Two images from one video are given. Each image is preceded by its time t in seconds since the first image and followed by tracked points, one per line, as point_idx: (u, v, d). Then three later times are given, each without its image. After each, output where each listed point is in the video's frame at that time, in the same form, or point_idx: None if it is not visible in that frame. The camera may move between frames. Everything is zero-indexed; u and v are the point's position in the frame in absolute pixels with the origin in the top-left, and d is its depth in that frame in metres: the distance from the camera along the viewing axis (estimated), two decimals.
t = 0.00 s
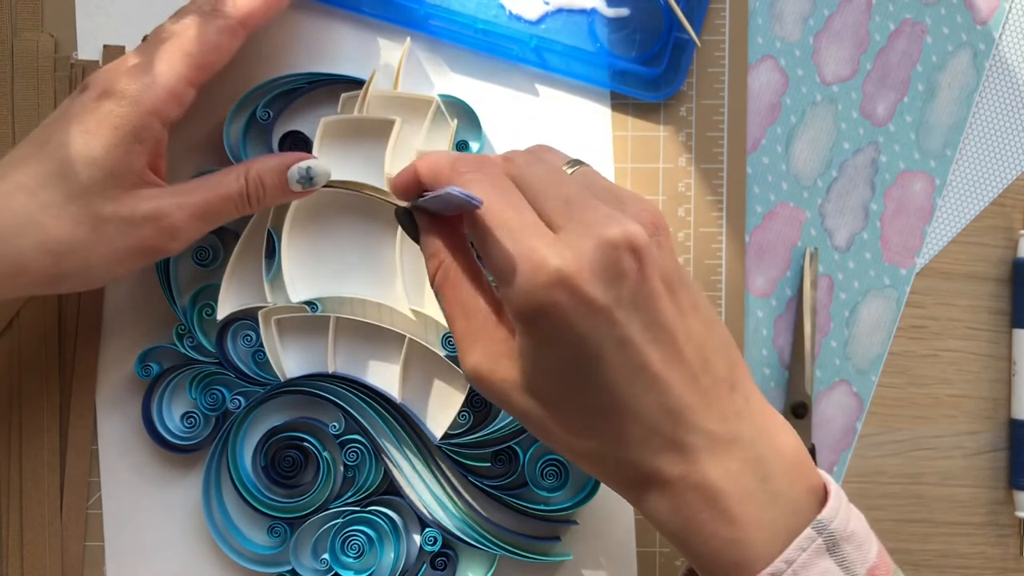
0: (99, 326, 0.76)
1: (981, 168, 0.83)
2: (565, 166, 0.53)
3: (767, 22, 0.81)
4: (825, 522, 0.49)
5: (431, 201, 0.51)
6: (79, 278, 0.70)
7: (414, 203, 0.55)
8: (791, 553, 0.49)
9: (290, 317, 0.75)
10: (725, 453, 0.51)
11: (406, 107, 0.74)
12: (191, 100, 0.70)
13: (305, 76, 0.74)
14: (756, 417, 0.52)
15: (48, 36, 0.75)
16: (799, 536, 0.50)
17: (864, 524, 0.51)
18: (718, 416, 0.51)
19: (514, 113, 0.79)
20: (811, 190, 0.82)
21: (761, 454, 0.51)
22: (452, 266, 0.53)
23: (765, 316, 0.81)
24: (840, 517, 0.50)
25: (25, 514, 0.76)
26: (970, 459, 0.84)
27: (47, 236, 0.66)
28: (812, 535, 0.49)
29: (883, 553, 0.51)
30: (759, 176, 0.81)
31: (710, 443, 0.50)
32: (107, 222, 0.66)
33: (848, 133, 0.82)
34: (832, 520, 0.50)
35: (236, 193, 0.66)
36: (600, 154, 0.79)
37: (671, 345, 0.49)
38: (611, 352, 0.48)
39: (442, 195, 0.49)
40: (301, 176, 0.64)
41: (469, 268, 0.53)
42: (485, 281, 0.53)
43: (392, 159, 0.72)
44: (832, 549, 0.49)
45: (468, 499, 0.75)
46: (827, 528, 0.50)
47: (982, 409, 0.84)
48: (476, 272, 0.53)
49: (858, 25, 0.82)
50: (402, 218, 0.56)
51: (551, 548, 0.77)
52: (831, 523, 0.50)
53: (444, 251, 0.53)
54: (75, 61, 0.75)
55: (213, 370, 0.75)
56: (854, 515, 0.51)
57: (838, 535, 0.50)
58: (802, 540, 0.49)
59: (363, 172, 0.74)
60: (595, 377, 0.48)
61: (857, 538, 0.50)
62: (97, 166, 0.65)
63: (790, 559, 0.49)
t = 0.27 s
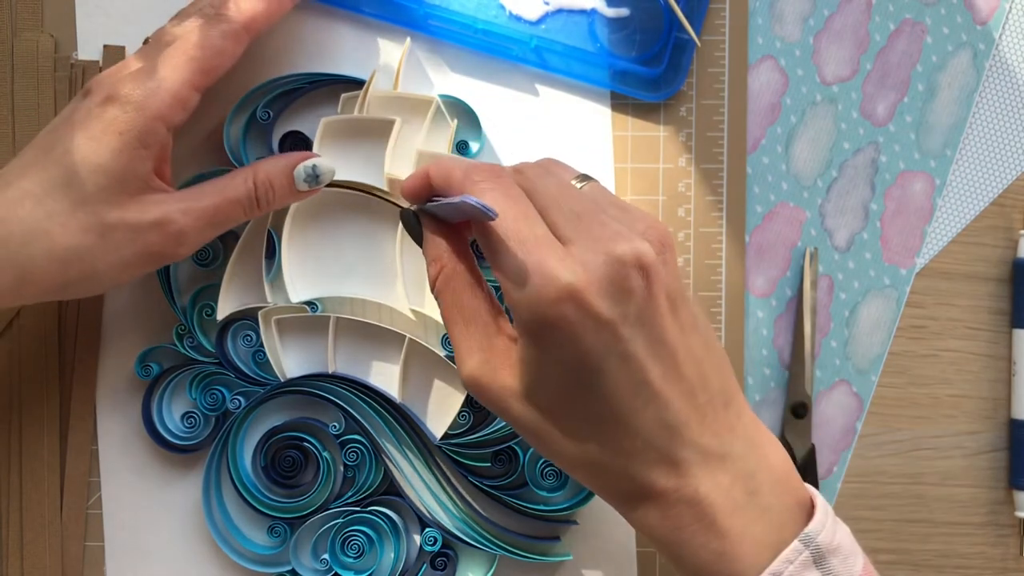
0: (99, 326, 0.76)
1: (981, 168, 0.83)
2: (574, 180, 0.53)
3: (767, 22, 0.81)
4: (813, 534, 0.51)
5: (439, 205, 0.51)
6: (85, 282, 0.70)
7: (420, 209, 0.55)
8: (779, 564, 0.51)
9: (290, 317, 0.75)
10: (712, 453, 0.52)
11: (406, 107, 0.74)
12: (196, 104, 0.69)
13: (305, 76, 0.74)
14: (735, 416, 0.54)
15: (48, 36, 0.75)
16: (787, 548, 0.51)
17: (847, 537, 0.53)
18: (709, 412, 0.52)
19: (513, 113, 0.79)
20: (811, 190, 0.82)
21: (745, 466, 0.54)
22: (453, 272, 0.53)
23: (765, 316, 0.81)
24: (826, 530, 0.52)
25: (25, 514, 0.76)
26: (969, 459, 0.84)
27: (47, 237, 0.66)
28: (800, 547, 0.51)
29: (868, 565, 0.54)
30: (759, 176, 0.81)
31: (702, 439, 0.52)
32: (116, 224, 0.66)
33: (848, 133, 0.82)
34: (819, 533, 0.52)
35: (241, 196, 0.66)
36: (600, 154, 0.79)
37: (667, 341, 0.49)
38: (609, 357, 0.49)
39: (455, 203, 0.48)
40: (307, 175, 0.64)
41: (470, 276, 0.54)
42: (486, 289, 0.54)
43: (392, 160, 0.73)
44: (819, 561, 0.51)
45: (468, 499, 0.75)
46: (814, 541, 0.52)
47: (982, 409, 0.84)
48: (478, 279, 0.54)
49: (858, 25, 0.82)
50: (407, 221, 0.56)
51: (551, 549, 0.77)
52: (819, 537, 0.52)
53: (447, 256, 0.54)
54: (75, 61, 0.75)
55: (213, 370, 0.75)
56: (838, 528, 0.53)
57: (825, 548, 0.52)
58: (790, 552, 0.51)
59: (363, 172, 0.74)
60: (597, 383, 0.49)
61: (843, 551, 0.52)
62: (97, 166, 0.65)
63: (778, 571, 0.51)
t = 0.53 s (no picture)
0: (98, 326, 0.76)
1: (981, 168, 0.83)
2: (573, 188, 0.55)
3: (767, 22, 0.81)
4: (809, 542, 0.50)
5: (442, 214, 0.51)
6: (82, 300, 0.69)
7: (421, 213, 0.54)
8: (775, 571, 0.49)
9: (290, 317, 0.74)
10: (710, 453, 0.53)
11: (407, 107, 0.74)
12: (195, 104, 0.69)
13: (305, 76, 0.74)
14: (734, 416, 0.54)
15: (48, 36, 0.75)
16: (784, 555, 0.50)
17: (845, 545, 0.52)
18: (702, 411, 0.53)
19: (514, 113, 0.79)
20: (811, 190, 0.82)
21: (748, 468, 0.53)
22: (456, 280, 0.54)
23: (765, 316, 0.81)
24: (822, 537, 0.51)
25: (25, 514, 0.76)
26: (970, 459, 0.84)
27: (44, 238, 0.65)
28: (797, 554, 0.50)
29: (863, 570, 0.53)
30: (759, 175, 0.81)
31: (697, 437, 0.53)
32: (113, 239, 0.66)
33: (848, 133, 0.82)
34: (816, 540, 0.51)
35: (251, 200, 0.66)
36: (600, 154, 0.79)
37: (666, 348, 0.51)
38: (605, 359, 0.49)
39: (457, 217, 0.50)
40: (307, 176, 0.64)
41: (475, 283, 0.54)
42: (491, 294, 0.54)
43: (392, 160, 0.73)
44: (815, 568, 0.50)
45: (468, 499, 0.75)
46: (811, 547, 0.51)
47: (983, 409, 0.84)
48: (481, 285, 0.54)
49: (858, 25, 0.82)
50: (409, 225, 0.55)
51: (551, 549, 0.77)
52: (815, 543, 0.51)
53: (453, 264, 0.54)
54: (75, 61, 0.75)
55: (213, 370, 0.75)
56: (836, 536, 0.52)
57: (821, 555, 0.51)
58: (787, 559, 0.50)
59: (363, 172, 0.74)
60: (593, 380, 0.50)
61: (840, 558, 0.51)
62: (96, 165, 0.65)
63: None
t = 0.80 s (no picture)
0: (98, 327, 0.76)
1: (980, 168, 0.83)
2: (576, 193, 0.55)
3: (767, 22, 0.81)
4: (807, 543, 0.50)
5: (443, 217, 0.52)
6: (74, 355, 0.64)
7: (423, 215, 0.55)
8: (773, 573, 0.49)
9: (290, 317, 0.74)
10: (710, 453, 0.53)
11: (407, 107, 0.74)
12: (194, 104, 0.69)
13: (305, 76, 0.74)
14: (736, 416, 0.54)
15: (48, 36, 0.75)
16: (782, 557, 0.50)
17: (843, 549, 0.51)
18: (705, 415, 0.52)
19: (514, 113, 0.79)
20: (811, 190, 0.82)
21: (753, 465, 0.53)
22: (457, 282, 0.54)
23: (765, 316, 0.81)
24: (820, 539, 0.51)
25: (25, 514, 0.76)
26: (970, 459, 0.84)
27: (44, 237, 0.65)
28: (794, 556, 0.50)
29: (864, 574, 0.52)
30: (759, 175, 0.81)
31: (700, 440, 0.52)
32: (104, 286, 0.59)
33: (848, 133, 0.82)
34: (814, 542, 0.50)
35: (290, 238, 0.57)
36: (600, 155, 0.79)
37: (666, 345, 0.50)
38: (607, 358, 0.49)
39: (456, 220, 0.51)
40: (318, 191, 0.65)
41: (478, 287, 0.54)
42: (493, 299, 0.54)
43: (391, 160, 0.72)
44: (814, 570, 0.50)
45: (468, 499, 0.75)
46: (809, 549, 0.50)
47: (982, 409, 0.84)
48: (483, 290, 0.54)
49: (858, 25, 0.82)
50: (410, 228, 0.56)
51: (551, 548, 0.77)
52: (814, 545, 0.50)
53: (452, 265, 0.54)
54: (75, 61, 0.76)
55: (213, 370, 0.74)
56: (834, 539, 0.51)
57: (819, 556, 0.50)
58: (785, 560, 0.49)
59: (362, 172, 0.74)
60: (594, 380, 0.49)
61: (837, 560, 0.50)
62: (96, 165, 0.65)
63: None
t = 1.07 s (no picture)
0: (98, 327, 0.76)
1: (980, 168, 0.83)
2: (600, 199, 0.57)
3: (767, 22, 0.81)
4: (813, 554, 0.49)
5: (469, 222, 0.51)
6: (82, 375, 0.64)
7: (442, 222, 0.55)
8: None
9: (291, 317, 0.74)
10: (708, 452, 0.53)
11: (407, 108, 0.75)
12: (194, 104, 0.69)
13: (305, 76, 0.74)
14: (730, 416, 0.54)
15: (48, 36, 0.75)
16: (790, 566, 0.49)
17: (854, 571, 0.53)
18: (704, 413, 0.52)
19: (514, 113, 0.79)
20: (811, 190, 0.82)
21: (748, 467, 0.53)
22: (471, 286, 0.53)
23: (765, 316, 0.81)
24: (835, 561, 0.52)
25: (24, 514, 0.76)
26: (970, 459, 0.84)
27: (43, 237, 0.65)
28: None
29: None
30: (759, 175, 0.81)
31: (701, 440, 0.52)
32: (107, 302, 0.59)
33: (848, 133, 0.82)
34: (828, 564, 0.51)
35: (300, 252, 0.59)
36: (600, 155, 0.79)
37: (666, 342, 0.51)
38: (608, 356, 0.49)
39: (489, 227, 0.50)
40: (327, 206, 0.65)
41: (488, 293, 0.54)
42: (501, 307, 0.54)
43: (389, 159, 0.71)
44: None
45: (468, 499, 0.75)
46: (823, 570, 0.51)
47: (982, 409, 0.84)
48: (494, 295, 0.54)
49: (858, 25, 0.82)
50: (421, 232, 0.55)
51: (551, 548, 0.77)
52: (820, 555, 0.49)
53: (463, 276, 0.54)
54: (75, 61, 0.76)
55: (212, 370, 0.74)
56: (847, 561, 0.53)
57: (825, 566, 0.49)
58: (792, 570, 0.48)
59: (362, 173, 0.74)
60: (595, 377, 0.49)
61: None
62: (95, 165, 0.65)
63: None
